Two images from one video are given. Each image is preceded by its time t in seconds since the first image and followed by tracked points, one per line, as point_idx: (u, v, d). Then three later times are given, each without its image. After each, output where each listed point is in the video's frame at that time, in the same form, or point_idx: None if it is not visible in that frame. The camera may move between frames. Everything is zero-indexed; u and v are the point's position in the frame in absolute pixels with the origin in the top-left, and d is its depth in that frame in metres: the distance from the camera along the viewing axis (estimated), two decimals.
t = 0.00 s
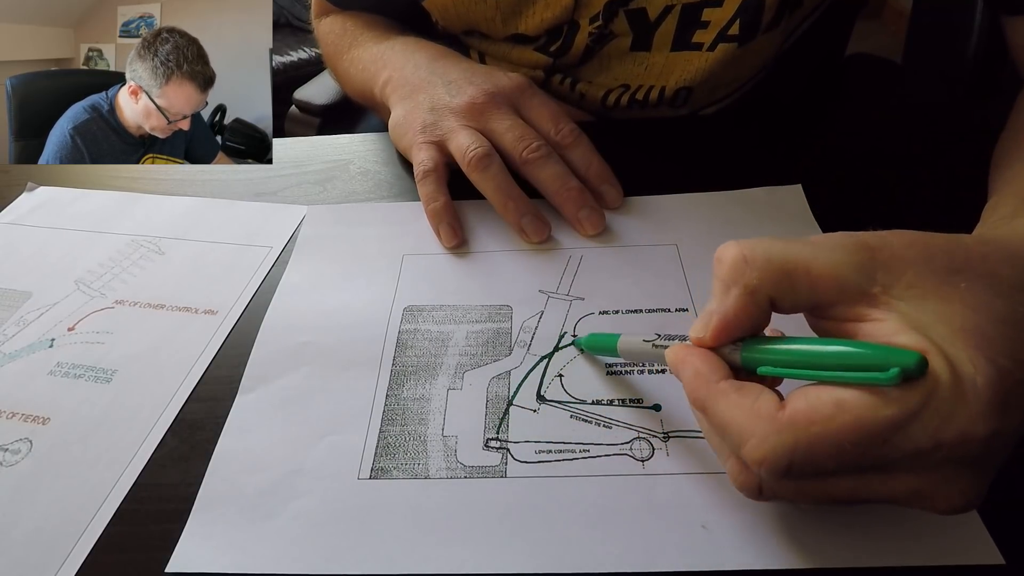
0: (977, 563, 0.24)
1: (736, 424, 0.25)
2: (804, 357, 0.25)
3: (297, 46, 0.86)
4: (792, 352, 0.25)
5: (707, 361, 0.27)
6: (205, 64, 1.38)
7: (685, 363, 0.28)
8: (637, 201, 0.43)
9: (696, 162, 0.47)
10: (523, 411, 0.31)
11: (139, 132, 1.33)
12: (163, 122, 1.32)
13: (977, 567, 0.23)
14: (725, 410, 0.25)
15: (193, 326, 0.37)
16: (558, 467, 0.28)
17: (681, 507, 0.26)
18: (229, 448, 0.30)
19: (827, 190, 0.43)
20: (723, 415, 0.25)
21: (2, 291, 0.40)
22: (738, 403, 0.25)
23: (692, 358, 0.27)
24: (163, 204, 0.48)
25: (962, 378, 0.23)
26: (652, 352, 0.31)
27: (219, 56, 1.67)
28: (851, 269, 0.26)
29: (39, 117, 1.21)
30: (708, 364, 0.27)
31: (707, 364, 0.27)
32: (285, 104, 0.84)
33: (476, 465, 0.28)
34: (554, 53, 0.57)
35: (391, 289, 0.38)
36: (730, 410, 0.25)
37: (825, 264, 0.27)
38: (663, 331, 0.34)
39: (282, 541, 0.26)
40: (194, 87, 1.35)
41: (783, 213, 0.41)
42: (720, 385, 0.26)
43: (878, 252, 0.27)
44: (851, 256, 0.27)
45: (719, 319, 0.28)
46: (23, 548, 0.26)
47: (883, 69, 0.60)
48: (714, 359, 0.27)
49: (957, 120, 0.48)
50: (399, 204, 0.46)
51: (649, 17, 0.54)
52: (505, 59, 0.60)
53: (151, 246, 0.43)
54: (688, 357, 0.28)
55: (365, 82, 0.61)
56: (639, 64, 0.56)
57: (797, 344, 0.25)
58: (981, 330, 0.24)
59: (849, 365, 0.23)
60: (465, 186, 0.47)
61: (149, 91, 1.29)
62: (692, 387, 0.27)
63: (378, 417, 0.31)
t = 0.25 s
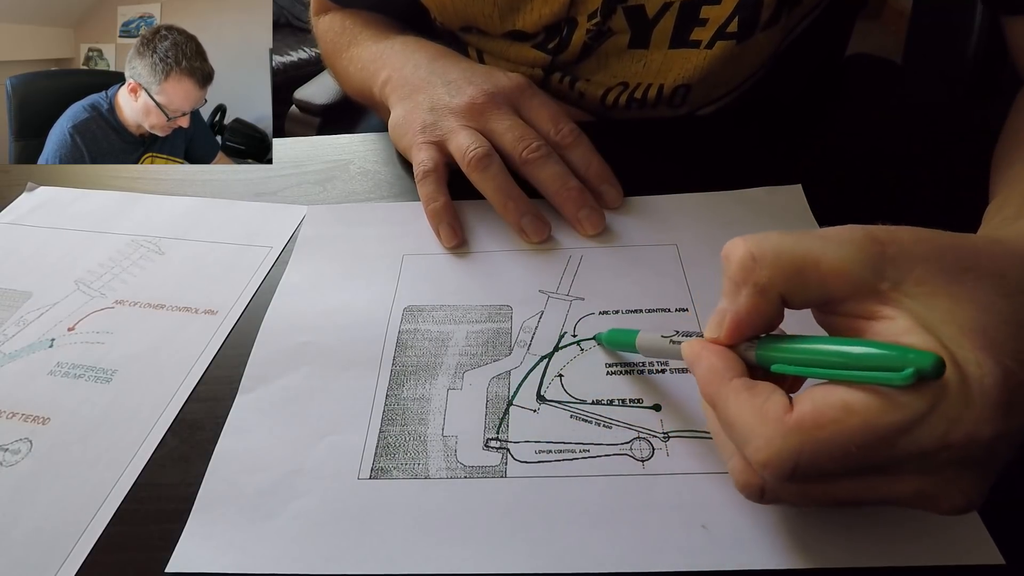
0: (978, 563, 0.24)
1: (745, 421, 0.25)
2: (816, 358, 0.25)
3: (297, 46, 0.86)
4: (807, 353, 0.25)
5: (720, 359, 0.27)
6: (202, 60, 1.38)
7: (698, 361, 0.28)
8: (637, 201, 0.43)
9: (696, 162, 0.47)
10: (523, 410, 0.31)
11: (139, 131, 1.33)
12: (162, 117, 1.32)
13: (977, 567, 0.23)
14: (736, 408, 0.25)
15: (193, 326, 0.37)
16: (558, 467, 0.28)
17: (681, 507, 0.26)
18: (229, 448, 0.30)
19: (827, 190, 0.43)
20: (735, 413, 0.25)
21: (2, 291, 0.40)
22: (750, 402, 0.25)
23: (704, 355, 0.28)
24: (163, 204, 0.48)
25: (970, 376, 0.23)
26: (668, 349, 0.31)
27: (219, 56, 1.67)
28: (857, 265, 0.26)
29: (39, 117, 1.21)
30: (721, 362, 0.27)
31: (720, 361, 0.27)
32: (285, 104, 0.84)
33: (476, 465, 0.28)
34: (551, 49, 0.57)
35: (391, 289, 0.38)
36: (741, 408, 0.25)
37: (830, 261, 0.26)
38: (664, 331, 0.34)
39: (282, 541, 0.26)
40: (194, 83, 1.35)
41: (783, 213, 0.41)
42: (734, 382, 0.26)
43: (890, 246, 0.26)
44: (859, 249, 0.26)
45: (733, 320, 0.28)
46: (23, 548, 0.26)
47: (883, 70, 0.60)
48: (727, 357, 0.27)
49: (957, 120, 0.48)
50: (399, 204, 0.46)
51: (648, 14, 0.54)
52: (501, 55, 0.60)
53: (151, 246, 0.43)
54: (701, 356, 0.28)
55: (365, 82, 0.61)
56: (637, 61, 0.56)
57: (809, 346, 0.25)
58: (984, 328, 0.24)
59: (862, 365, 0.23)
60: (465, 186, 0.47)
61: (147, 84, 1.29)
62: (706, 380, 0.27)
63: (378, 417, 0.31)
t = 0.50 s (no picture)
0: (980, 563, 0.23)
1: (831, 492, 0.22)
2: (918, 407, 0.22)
3: (297, 46, 0.86)
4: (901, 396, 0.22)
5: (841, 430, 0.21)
6: (195, 53, 1.38)
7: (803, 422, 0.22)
8: (637, 201, 0.43)
9: (696, 162, 0.47)
10: (523, 410, 0.31)
11: (139, 129, 1.33)
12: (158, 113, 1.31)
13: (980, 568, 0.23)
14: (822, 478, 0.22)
15: (193, 326, 0.37)
16: (558, 467, 0.28)
17: (680, 508, 0.26)
18: (229, 448, 0.30)
19: (827, 190, 0.43)
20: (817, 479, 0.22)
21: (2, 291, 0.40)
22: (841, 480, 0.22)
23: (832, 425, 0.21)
24: (163, 204, 0.48)
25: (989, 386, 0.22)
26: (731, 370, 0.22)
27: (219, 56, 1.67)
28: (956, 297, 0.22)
29: (39, 117, 1.21)
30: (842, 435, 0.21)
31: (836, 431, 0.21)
32: (285, 104, 0.84)
33: (476, 465, 0.28)
34: (553, 49, 0.57)
35: (391, 289, 0.38)
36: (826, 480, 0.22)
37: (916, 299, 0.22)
38: (664, 331, 0.34)
39: (282, 541, 0.26)
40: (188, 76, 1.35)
41: (783, 213, 0.41)
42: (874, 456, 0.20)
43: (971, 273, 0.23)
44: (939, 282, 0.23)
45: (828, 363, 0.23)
46: (23, 548, 0.26)
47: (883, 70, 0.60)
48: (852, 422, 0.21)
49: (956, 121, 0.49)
50: (399, 204, 0.46)
51: (649, 13, 0.54)
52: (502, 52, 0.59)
53: (152, 246, 0.43)
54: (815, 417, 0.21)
55: (365, 82, 0.61)
56: (639, 60, 0.56)
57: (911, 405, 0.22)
58: None
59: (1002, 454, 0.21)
60: (465, 186, 0.47)
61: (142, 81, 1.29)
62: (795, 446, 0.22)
63: (378, 417, 0.31)
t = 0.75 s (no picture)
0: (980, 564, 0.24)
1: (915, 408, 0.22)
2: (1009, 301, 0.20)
3: (297, 46, 0.86)
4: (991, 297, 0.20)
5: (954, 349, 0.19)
6: (183, 45, 1.38)
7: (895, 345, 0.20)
8: (637, 201, 0.43)
9: (696, 163, 0.47)
10: (523, 411, 0.31)
11: (137, 128, 1.33)
12: (150, 108, 1.32)
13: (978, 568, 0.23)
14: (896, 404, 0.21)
15: (193, 326, 0.37)
16: (558, 467, 0.28)
17: (680, 507, 0.26)
18: (229, 448, 0.30)
19: (828, 190, 0.43)
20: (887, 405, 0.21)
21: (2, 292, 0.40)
22: (940, 390, 0.21)
23: (941, 333, 0.19)
24: (163, 204, 0.48)
25: None
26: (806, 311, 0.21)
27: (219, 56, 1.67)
28: (971, 216, 0.21)
29: (39, 117, 1.21)
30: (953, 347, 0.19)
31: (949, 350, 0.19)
32: (285, 104, 0.84)
33: (476, 465, 0.28)
34: (554, 47, 0.57)
35: (391, 289, 0.38)
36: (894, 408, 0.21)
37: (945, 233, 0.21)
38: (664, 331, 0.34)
39: (282, 540, 0.26)
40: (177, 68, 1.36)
41: (783, 213, 0.41)
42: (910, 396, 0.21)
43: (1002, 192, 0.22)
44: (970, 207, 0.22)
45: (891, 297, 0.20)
46: (23, 548, 0.26)
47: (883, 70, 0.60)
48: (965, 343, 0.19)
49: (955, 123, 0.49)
50: (399, 204, 0.46)
51: (651, 12, 0.54)
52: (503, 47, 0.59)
53: (152, 246, 0.43)
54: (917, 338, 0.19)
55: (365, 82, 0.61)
56: (640, 59, 0.56)
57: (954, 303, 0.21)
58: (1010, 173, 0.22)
59: None
60: (465, 186, 0.47)
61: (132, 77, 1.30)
62: (856, 375, 0.21)
63: (378, 417, 0.31)
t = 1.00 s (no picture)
0: (980, 564, 0.24)
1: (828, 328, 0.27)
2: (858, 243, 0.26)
3: (297, 46, 0.86)
4: (822, 250, 0.27)
5: (785, 299, 0.25)
6: (179, 44, 1.36)
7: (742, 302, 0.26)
8: (637, 201, 0.44)
9: (696, 163, 0.47)
10: (523, 411, 0.31)
11: (133, 128, 1.33)
12: (149, 108, 1.31)
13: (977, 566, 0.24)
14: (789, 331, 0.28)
15: (193, 326, 0.37)
16: (558, 467, 0.28)
17: (680, 507, 0.26)
18: (229, 448, 0.30)
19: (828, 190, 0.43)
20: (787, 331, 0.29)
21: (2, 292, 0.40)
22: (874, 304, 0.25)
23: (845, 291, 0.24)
24: (163, 204, 0.48)
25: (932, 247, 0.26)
26: (712, 288, 0.28)
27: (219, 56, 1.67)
28: (833, 195, 0.30)
29: (39, 117, 1.21)
30: (787, 297, 0.25)
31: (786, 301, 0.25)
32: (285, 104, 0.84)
33: (476, 465, 0.28)
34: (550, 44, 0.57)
35: (391, 289, 0.38)
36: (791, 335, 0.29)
37: (811, 205, 0.29)
38: (664, 331, 0.34)
39: (282, 540, 0.26)
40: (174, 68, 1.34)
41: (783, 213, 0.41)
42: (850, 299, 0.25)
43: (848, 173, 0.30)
44: (827, 186, 0.30)
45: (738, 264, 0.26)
46: (23, 548, 0.26)
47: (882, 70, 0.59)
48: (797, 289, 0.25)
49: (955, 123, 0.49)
50: (399, 204, 0.46)
51: (647, 7, 0.54)
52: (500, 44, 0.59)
53: (152, 246, 0.43)
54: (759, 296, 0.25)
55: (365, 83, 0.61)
56: (637, 54, 0.56)
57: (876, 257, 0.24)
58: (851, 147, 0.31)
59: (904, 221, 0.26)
60: (465, 186, 0.47)
61: (129, 78, 1.29)
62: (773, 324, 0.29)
63: (378, 417, 0.31)
